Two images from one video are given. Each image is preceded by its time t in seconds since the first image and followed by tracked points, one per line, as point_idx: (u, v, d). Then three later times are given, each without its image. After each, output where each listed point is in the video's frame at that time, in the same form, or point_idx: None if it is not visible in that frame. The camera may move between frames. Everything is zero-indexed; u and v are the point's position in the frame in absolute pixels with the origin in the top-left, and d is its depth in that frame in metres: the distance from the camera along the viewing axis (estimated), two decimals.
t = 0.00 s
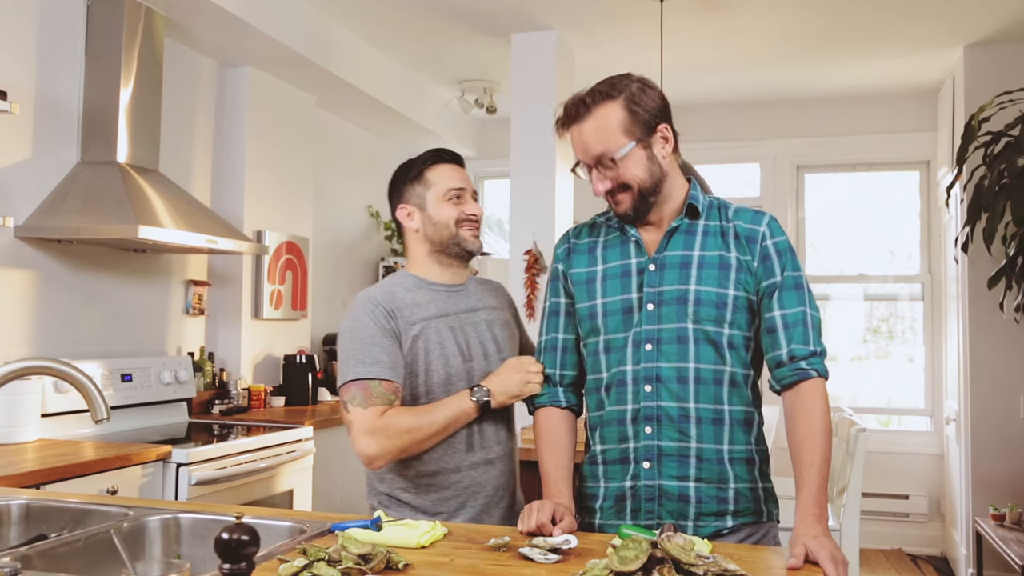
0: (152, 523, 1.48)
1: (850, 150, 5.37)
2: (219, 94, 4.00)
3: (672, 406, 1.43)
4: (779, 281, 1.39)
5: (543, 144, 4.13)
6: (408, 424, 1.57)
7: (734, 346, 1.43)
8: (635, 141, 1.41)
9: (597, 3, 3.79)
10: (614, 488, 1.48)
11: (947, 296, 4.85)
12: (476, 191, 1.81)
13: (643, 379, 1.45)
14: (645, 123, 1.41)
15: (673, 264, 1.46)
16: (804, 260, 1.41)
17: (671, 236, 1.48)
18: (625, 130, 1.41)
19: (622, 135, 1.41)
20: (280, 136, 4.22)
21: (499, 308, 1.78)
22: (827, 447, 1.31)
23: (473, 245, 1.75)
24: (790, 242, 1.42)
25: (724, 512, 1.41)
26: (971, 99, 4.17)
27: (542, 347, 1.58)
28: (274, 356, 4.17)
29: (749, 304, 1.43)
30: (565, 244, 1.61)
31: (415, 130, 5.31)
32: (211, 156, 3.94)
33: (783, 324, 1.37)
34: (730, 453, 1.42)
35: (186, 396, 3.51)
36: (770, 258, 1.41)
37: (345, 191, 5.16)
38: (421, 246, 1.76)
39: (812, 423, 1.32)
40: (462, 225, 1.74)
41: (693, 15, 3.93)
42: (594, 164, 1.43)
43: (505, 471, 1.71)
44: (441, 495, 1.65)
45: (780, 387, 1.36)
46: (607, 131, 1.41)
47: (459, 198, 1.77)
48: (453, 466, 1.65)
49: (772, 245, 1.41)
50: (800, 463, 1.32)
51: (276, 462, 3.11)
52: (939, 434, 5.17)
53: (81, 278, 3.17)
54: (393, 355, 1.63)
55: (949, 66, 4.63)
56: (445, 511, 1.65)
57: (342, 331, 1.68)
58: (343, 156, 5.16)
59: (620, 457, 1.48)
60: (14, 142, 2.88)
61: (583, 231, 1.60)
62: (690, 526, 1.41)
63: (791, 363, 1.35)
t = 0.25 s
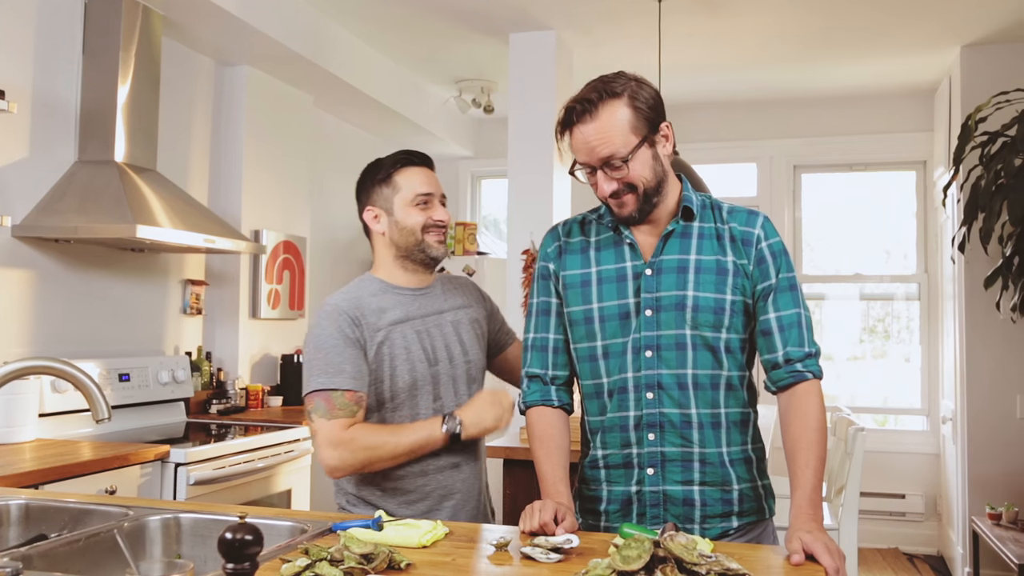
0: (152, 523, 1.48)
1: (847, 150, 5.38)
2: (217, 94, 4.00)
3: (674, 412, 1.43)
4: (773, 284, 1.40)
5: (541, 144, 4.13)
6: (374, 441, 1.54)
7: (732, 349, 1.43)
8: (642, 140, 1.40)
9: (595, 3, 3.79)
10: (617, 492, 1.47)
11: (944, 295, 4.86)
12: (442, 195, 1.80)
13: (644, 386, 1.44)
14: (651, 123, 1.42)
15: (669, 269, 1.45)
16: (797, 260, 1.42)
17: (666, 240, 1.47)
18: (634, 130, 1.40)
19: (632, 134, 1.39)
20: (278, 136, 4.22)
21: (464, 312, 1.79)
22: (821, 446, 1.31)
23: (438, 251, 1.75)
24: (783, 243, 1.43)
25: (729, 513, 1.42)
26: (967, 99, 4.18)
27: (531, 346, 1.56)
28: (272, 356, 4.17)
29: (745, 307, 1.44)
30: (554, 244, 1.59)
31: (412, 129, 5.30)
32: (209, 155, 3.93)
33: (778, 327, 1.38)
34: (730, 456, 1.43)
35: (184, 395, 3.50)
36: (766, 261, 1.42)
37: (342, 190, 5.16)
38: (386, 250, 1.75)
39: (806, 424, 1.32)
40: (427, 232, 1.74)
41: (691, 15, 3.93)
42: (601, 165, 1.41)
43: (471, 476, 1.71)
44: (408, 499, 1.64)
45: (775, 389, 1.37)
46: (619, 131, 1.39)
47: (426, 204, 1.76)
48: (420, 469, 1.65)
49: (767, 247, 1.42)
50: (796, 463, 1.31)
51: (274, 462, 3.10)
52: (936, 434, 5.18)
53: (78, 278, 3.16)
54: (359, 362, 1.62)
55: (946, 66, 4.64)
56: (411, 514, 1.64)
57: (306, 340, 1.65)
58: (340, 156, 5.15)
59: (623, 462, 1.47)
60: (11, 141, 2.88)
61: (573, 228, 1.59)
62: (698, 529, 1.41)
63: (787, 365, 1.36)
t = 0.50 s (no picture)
0: (153, 522, 1.48)
1: (844, 150, 5.39)
2: (215, 93, 3.99)
3: (664, 410, 1.44)
4: (778, 287, 1.40)
5: (539, 144, 4.13)
6: (323, 478, 1.60)
7: (726, 351, 1.43)
8: (647, 141, 1.41)
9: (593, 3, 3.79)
10: (606, 488, 1.48)
11: (941, 295, 4.87)
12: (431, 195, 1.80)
13: (637, 383, 1.45)
14: (656, 123, 1.42)
15: (669, 268, 1.46)
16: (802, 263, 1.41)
17: (668, 239, 1.48)
18: (639, 131, 1.40)
19: (637, 135, 1.40)
20: (276, 135, 4.21)
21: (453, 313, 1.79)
22: (824, 448, 1.32)
23: (429, 253, 1.75)
24: (787, 245, 1.42)
25: (716, 514, 1.41)
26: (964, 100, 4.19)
27: (535, 342, 1.56)
28: (269, 355, 4.16)
29: (744, 309, 1.44)
30: (561, 242, 1.60)
31: (410, 129, 5.30)
32: (207, 155, 3.93)
33: (784, 330, 1.38)
34: (721, 457, 1.42)
35: (182, 395, 3.50)
36: (769, 263, 1.41)
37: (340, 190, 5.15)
38: (376, 252, 1.75)
39: (810, 422, 1.33)
40: (418, 234, 1.74)
41: (689, 14, 3.93)
42: (604, 165, 1.41)
43: (459, 475, 1.73)
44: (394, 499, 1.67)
45: (782, 391, 1.38)
46: (624, 132, 1.39)
47: (416, 206, 1.76)
48: (406, 470, 1.67)
49: (771, 249, 1.42)
50: (796, 464, 1.32)
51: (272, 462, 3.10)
52: (933, 433, 5.19)
53: (76, 277, 3.16)
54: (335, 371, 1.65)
55: (942, 66, 4.65)
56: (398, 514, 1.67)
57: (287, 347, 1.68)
58: (338, 155, 5.15)
59: (612, 458, 1.47)
60: (9, 140, 2.87)
61: (579, 226, 1.59)
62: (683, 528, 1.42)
63: (793, 368, 1.36)
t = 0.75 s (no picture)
0: (153, 522, 1.47)
1: (841, 149, 5.40)
2: (212, 92, 3.98)
3: (664, 404, 1.44)
4: (790, 285, 1.39)
5: (537, 142, 4.13)
6: (294, 470, 1.67)
7: (730, 348, 1.43)
8: (639, 130, 1.45)
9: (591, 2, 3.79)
10: (605, 481, 1.49)
11: (937, 294, 4.88)
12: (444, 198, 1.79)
13: (640, 375, 1.46)
14: (652, 115, 1.46)
15: (676, 263, 1.47)
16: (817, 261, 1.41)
17: (678, 234, 1.49)
18: (631, 120, 1.45)
19: (629, 123, 1.45)
20: (273, 134, 4.21)
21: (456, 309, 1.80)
22: (835, 450, 1.32)
23: (437, 255, 1.74)
24: (801, 243, 1.41)
25: (710, 514, 1.42)
26: (961, 99, 4.20)
27: (549, 336, 1.59)
28: (267, 355, 4.16)
29: (750, 307, 1.44)
30: (581, 239, 1.61)
31: (408, 129, 5.30)
32: (204, 154, 3.92)
33: (799, 330, 1.38)
34: (722, 456, 1.42)
35: (179, 395, 3.50)
36: (780, 261, 1.41)
37: (336, 188, 5.15)
38: (383, 248, 1.76)
39: (824, 422, 1.33)
40: (426, 235, 1.74)
41: (687, 14, 3.93)
42: (599, 149, 1.48)
43: (458, 472, 1.74)
44: (392, 494, 1.68)
45: (799, 391, 1.38)
46: (615, 118, 1.45)
47: (427, 206, 1.75)
48: (403, 465, 1.68)
49: (782, 247, 1.41)
50: (803, 463, 1.33)
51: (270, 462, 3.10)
52: (929, 432, 5.21)
53: (74, 277, 3.15)
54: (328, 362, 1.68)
55: (939, 66, 4.66)
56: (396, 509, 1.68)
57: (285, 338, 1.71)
58: (335, 155, 5.14)
59: (613, 450, 1.48)
60: (6, 140, 2.87)
61: (597, 224, 1.61)
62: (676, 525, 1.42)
63: (807, 368, 1.36)
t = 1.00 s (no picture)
0: (154, 522, 1.47)
1: (838, 149, 5.41)
2: (210, 91, 3.98)
3: (673, 402, 1.44)
4: (802, 285, 1.39)
5: (535, 142, 4.13)
6: (287, 449, 1.72)
7: (740, 348, 1.43)
8: (647, 121, 1.48)
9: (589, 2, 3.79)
10: (615, 478, 1.50)
11: (934, 294, 4.89)
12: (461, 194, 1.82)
13: (649, 373, 1.46)
14: (661, 108, 1.47)
15: (688, 261, 1.48)
16: (831, 261, 1.40)
17: (690, 232, 1.50)
18: (640, 109, 1.48)
19: (637, 112, 1.48)
20: (271, 133, 4.20)
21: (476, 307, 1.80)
22: (841, 452, 1.32)
23: (455, 250, 1.76)
24: (814, 243, 1.40)
25: (717, 513, 1.42)
26: (958, 99, 4.21)
27: (565, 336, 1.62)
28: (265, 354, 4.16)
29: (761, 306, 1.43)
30: (596, 239, 1.63)
31: (405, 128, 5.29)
32: (201, 153, 3.92)
33: (810, 330, 1.38)
34: (732, 454, 1.42)
35: (177, 394, 3.50)
36: (792, 261, 1.40)
37: (334, 188, 5.14)
38: (402, 245, 1.79)
39: (832, 423, 1.33)
40: (444, 230, 1.76)
41: (685, 13, 3.93)
42: (609, 139, 1.52)
43: (475, 469, 1.73)
44: (407, 489, 1.68)
45: (809, 391, 1.38)
46: (624, 106, 1.49)
47: (444, 202, 1.79)
48: (419, 461, 1.68)
49: (795, 247, 1.41)
50: (808, 463, 1.33)
51: (268, 461, 3.09)
52: (926, 432, 5.22)
53: (72, 276, 3.15)
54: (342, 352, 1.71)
55: (936, 66, 4.67)
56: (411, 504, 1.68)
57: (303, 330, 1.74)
58: (333, 154, 5.14)
59: (623, 448, 1.49)
60: (4, 139, 2.86)
61: (614, 225, 1.62)
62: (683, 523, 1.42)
63: (816, 369, 1.37)
